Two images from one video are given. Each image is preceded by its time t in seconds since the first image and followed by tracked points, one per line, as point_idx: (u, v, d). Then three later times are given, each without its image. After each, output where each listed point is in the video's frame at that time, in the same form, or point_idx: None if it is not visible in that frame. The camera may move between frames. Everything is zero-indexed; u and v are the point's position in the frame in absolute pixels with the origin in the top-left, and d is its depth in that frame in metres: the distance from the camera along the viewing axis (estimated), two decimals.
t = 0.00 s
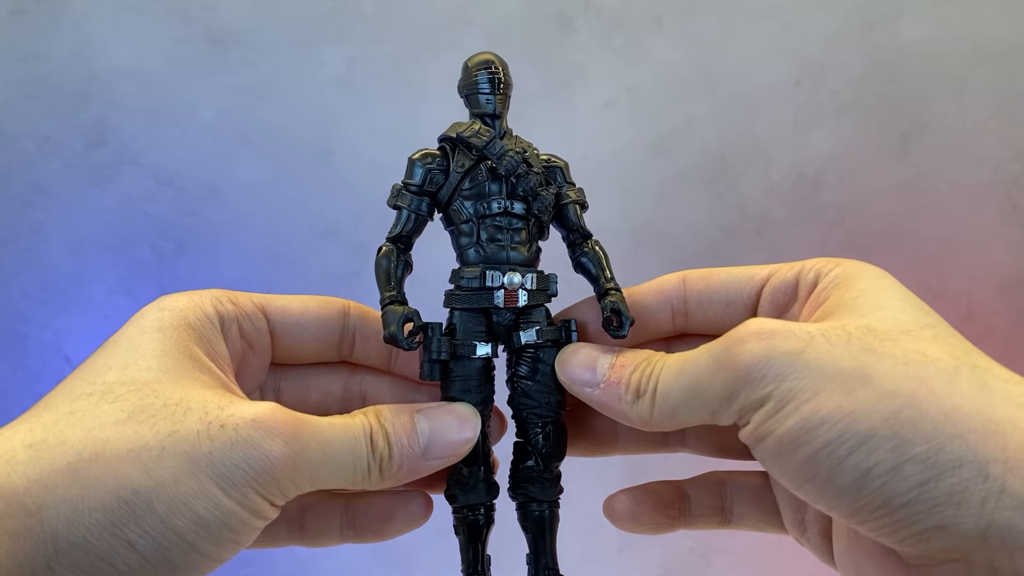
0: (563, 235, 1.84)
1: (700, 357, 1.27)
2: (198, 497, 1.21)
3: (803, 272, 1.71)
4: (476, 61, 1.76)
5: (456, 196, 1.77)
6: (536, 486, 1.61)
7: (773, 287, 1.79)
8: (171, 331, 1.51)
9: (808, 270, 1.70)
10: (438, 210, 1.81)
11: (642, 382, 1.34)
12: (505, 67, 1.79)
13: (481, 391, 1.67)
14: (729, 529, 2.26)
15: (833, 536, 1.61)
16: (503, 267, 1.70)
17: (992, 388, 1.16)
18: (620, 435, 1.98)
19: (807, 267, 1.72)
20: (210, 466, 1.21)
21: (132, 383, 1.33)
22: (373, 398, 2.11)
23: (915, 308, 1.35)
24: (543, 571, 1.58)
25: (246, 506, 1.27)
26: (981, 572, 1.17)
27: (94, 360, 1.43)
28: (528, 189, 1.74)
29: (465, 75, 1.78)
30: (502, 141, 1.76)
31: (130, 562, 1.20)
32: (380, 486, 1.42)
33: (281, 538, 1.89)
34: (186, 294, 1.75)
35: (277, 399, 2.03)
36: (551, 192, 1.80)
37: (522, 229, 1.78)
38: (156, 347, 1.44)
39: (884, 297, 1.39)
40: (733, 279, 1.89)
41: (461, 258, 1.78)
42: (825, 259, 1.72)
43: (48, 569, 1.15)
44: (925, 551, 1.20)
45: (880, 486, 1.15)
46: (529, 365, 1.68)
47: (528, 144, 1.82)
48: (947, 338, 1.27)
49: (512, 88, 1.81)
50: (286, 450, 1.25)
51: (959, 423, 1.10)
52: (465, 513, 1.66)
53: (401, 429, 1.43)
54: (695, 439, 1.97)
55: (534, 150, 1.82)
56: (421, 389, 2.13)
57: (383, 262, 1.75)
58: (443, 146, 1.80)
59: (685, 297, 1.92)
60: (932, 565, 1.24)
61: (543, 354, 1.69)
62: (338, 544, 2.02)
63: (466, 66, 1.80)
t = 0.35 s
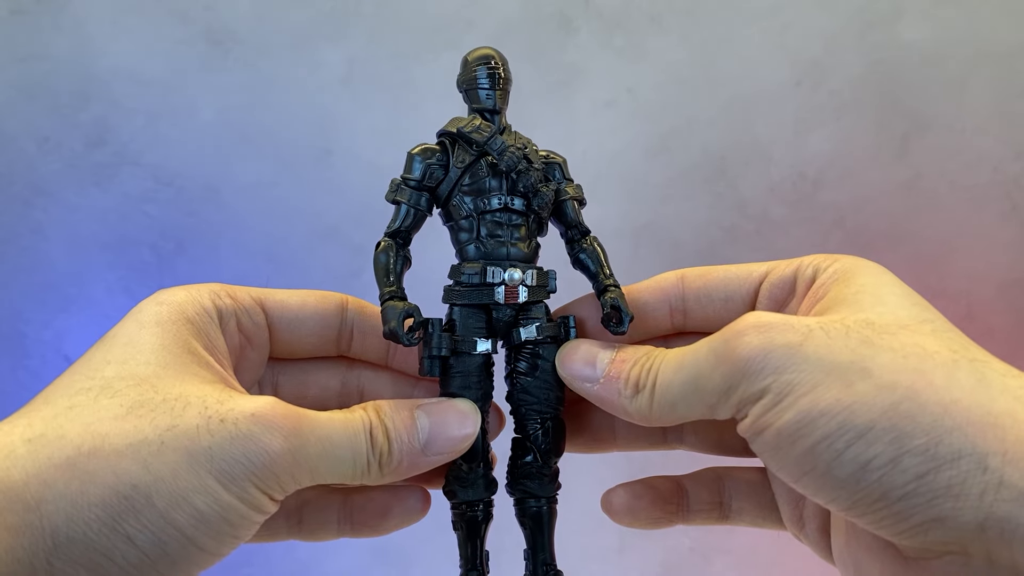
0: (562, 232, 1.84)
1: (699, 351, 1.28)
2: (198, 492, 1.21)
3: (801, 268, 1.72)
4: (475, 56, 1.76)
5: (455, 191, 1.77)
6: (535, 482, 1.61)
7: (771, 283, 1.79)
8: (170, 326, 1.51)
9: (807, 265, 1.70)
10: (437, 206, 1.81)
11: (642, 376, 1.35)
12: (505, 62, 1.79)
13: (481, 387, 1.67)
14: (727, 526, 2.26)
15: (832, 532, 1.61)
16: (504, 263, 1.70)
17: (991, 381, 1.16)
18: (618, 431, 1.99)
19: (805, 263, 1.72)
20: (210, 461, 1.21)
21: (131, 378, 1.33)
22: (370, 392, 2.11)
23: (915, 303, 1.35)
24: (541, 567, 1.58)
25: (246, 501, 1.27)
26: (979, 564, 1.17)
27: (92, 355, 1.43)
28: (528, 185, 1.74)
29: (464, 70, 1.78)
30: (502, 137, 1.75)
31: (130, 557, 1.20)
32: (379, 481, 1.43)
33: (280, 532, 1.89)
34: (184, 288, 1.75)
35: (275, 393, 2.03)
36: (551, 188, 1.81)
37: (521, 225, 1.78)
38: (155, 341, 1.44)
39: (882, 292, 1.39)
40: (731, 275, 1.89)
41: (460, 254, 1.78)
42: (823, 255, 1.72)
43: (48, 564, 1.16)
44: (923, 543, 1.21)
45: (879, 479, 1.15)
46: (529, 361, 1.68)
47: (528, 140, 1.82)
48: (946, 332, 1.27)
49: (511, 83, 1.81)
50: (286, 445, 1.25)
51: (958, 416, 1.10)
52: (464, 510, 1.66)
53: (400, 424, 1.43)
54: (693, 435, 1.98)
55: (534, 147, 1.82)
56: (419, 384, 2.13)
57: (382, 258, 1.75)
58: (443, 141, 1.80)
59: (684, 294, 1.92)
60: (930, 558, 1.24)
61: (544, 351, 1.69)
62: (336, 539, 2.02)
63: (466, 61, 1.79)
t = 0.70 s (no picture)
0: (567, 225, 1.82)
1: (698, 345, 1.26)
2: (191, 485, 1.20)
3: (802, 261, 1.70)
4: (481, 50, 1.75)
5: (449, 186, 1.78)
6: (523, 478, 1.59)
7: (773, 276, 1.78)
8: (165, 319, 1.50)
9: (808, 257, 1.69)
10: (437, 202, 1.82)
11: (636, 372, 1.34)
12: (511, 57, 1.78)
13: (467, 378, 1.66)
14: (727, 522, 2.25)
15: (833, 526, 1.60)
16: (489, 255, 1.70)
17: (996, 374, 1.15)
18: (617, 427, 1.98)
19: (807, 255, 1.71)
20: (203, 454, 1.20)
21: (125, 370, 1.32)
22: (369, 386, 2.10)
23: (918, 296, 1.34)
24: (524, 564, 1.57)
25: (239, 494, 1.26)
26: (981, 557, 1.16)
27: (86, 347, 1.42)
28: (517, 176, 1.72)
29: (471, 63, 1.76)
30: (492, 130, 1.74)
31: (123, 551, 1.19)
32: (366, 474, 1.42)
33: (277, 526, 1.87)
34: (180, 282, 1.74)
35: (272, 387, 2.02)
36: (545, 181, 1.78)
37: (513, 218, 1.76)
38: (149, 334, 1.43)
39: (885, 285, 1.38)
40: (733, 266, 1.88)
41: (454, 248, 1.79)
42: (825, 247, 1.71)
43: (39, 557, 1.14)
44: (924, 538, 1.20)
45: (881, 474, 1.14)
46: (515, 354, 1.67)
47: (528, 132, 1.80)
48: (950, 326, 1.26)
49: (517, 79, 1.79)
50: (279, 438, 1.24)
51: (963, 409, 1.09)
52: (453, 500, 1.65)
53: (385, 416, 1.43)
54: (693, 430, 1.97)
55: (533, 139, 1.80)
56: (417, 379, 2.12)
57: (382, 252, 1.76)
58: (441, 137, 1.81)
59: (686, 286, 1.91)
60: (932, 552, 1.23)
61: (531, 344, 1.67)
62: (334, 532, 2.02)
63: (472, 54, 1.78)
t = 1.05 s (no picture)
0: (563, 221, 1.76)
1: (694, 350, 1.26)
2: (196, 495, 1.21)
3: (801, 262, 1.71)
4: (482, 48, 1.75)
5: (444, 190, 1.82)
6: (509, 484, 1.59)
7: (771, 277, 1.78)
8: (169, 329, 1.51)
9: (807, 258, 1.70)
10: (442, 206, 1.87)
11: (625, 377, 1.33)
12: (513, 56, 1.78)
13: (452, 382, 1.68)
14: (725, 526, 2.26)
15: (831, 531, 1.60)
16: (472, 260, 1.71)
17: (997, 380, 1.16)
18: (616, 430, 1.98)
19: (806, 255, 1.71)
20: (207, 464, 1.21)
21: (130, 380, 1.32)
22: (380, 392, 2.11)
23: (916, 300, 1.34)
24: (508, 569, 1.58)
25: (242, 504, 1.26)
26: (979, 563, 1.17)
27: (91, 357, 1.42)
28: (496, 177, 1.70)
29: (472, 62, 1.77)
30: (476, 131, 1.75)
31: (128, 560, 1.20)
32: (359, 481, 1.44)
33: (292, 532, 1.89)
34: (187, 292, 1.75)
35: (284, 394, 2.04)
36: (531, 179, 1.73)
37: (499, 219, 1.74)
38: (154, 344, 1.44)
39: (883, 289, 1.38)
40: (732, 265, 1.88)
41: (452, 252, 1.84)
42: (823, 248, 1.72)
43: (45, 566, 1.15)
44: (922, 544, 1.20)
45: (879, 480, 1.14)
46: (496, 360, 1.67)
47: (523, 130, 1.76)
48: (950, 331, 1.27)
49: (520, 78, 1.80)
50: (283, 446, 1.25)
51: (963, 417, 1.10)
52: (450, 500, 1.66)
53: (375, 423, 1.44)
54: (690, 433, 1.97)
55: (524, 136, 1.75)
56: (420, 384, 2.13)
57: (393, 258, 1.83)
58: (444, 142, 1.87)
59: (686, 285, 1.92)
60: (930, 558, 1.24)
61: (508, 349, 1.65)
62: (349, 536, 2.02)
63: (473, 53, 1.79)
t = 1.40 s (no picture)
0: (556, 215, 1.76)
1: (688, 346, 1.26)
2: (197, 492, 1.21)
3: (797, 256, 1.71)
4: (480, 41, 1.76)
5: (441, 185, 1.84)
6: (505, 480, 1.59)
7: (767, 271, 1.79)
8: (172, 326, 1.51)
9: (804, 252, 1.70)
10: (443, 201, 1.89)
11: (616, 372, 1.33)
12: (511, 49, 1.79)
13: (446, 378, 1.69)
14: (721, 522, 2.26)
15: (828, 525, 1.61)
16: (464, 255, 1.72)
17: (994, 374, 1.16)
18: (614, 426, 1.99)
19: (802, 250, 1.72)
20: (209, 461, 1.22)
21: (132, 377, 1.33)
22: (384, 389, 2.12)
23: (911, 294, 1.35)
24: (501, 565, 1.59)
25: (243, 501, 1.27)
26: (973, 556, 1.18)
27: (93, 353, 1.43)
28: (487, 170, 1.72)
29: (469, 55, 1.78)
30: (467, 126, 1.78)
31: (129, 557, 1.21)
32: (358, 478, 1.44)
33: (296, 528, 1.89)
34: (191, 289, 1.76)
35: (288, 391, 2.05)
36: (523, 172, 1.73)
37: (492, 213, 1.74)
38: (156, 341, 1.44)
39: (879, 283, 1.39)
40: (728, 258, 1.89)
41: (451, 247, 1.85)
42: (820, 242, 1.72)
43: (46, 564, 1.16)
44: (917, 537, 1.21)
45: (875, 474, 1.15)
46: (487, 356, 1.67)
47: (517, 123, 1.76)
48: (947, 325, 1.27)
49: (517, 70, 1.80)
50: (286, 442, 1.25)
51: (958, 411, 1.11)
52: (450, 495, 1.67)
53: (373, 420, 1.45)
54: (686, 427, 1.98)
55: (518, 128, 1.75)
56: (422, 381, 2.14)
57: (397, 254, 1.85)
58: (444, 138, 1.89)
59: (683, 278, 1.93)
60: (925, 553, 1.25)
61: (499, 345, 1.66)
62: (353, 532, 2.02)
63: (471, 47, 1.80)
